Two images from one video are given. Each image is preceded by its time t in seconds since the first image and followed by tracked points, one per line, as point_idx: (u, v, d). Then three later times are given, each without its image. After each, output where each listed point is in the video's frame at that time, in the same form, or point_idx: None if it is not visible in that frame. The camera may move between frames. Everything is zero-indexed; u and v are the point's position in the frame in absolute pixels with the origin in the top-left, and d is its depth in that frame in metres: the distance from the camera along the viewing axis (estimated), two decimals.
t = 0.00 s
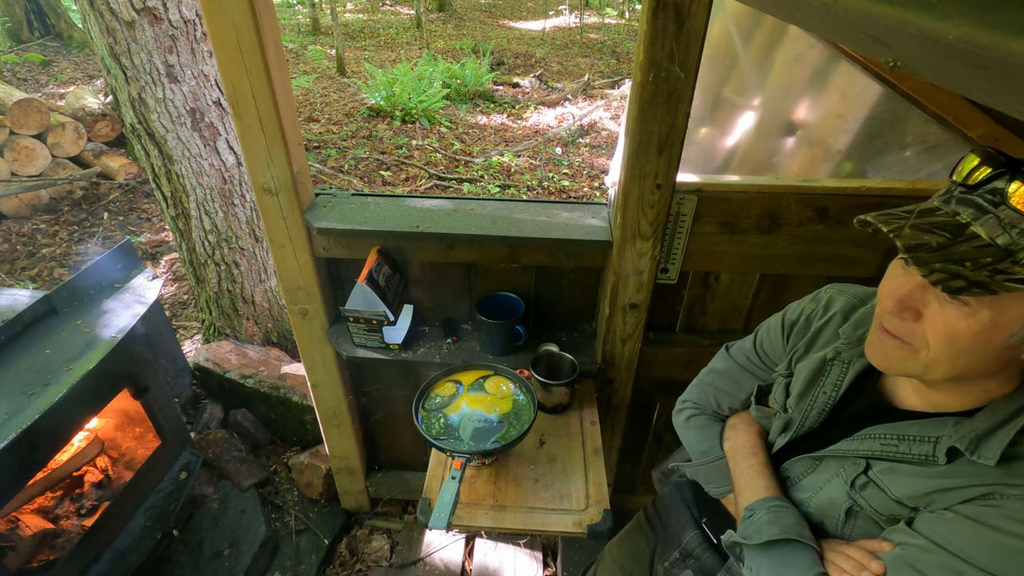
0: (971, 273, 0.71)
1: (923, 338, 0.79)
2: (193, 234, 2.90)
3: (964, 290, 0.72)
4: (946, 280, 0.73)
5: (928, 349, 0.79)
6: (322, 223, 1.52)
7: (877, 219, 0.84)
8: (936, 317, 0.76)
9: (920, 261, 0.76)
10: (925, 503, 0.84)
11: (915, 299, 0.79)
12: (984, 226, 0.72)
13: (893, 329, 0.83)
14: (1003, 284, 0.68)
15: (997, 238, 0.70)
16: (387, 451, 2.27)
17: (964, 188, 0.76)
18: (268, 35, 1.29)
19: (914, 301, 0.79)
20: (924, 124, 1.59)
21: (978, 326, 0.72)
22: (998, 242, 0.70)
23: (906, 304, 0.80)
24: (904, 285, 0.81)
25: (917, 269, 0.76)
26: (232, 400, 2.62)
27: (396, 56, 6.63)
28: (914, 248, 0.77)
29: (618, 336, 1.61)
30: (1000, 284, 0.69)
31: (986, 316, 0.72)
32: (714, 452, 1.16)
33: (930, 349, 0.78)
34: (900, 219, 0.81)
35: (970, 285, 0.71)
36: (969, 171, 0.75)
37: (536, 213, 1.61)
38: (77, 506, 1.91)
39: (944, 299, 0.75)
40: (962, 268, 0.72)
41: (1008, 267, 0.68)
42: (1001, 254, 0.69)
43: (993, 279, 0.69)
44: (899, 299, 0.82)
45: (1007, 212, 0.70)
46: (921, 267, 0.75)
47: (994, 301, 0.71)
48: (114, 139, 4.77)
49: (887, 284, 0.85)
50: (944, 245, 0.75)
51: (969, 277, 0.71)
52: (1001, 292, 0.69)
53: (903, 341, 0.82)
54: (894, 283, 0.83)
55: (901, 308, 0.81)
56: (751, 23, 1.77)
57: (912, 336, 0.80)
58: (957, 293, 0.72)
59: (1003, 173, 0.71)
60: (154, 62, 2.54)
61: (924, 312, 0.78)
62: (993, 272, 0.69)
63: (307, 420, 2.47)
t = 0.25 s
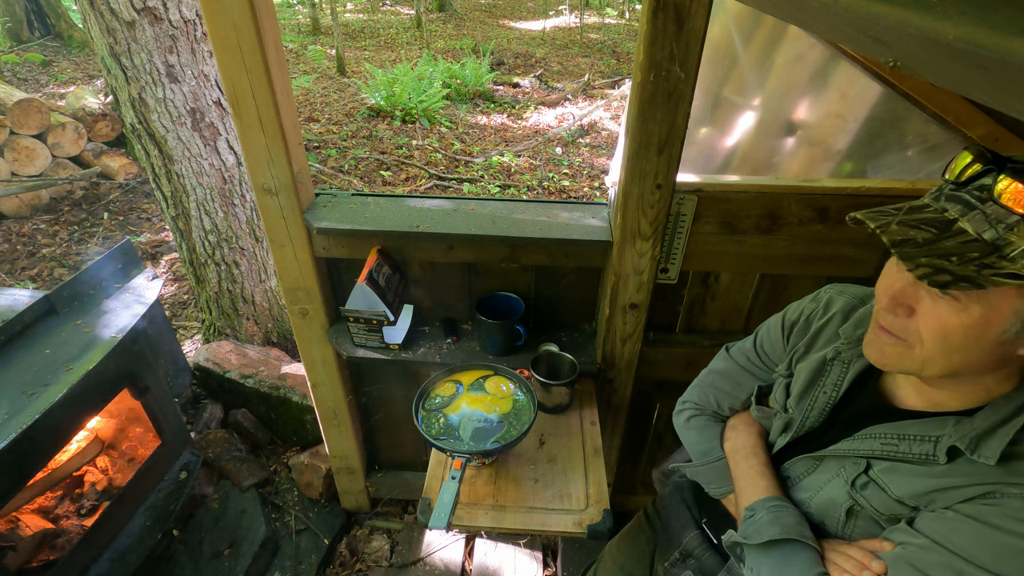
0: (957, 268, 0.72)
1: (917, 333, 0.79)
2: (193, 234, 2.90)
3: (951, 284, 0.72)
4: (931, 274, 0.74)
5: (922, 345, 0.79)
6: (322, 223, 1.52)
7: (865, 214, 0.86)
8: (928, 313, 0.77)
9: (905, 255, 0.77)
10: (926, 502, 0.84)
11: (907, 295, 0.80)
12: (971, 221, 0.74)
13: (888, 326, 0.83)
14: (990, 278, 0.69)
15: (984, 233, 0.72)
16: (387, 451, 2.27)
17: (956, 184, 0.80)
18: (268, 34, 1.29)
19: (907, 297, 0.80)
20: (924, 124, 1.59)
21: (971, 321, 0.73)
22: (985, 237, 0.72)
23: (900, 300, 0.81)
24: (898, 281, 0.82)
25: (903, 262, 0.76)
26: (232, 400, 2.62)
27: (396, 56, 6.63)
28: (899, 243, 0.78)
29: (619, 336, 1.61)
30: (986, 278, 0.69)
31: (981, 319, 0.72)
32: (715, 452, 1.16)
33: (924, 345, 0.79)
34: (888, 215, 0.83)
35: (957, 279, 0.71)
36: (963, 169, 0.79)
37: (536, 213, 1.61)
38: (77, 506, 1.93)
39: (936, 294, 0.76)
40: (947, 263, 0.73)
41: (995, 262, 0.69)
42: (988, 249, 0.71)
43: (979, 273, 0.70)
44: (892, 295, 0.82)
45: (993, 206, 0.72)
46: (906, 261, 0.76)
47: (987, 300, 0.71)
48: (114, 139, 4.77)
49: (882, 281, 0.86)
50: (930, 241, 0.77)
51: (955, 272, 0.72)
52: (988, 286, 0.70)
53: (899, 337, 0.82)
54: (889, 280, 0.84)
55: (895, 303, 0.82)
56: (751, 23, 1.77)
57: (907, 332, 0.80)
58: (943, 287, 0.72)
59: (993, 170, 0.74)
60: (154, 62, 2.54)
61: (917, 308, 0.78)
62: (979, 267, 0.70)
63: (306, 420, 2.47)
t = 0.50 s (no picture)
0: (928, 264, 0.75)
1: (903, 330, 0.81)
2: (193, 234, 2.90)
3: (921, 280, 0.75)
4: (902, 271, 0.77)
5: (909, 342, 0.81)
6: (322, 223, 1.52)
7: (845, 214, 0.91)
8: (911, 310, 0.79)
9: (877, 254, 0.82)
10: (925, 502, 0.84)
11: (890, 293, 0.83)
12: (945, 220, 0.77)
13: (877, 323, 0.86)
14: (960, 275, 0.72)
15: (956, 231, 0.75)
16: (387, 451, 2.27)
17: (936, 183, 0.82)
18: (268, 34, 1.29)
19: (892, 294, 0.82)
20: (923, 124, 1.59)
21: (951, 318, 0.75)
22: (957, 235, 0.75)
23: (885, 297, 0.84)
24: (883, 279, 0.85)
25: (875, 261, 0.81)
26: (232, 400, 2.62)
27: (396, 56, 6.63)
28: (871, 241, 0.84)
29: (619, 336, 1.61)
30: (958, 275, 0.72)
31: (979, 319, 0.72)
32: (716, 451, 1.16)
33: (911, 340, 0.80)
34: (865, 215, 0.88)
35: (927, 275, 0.75)
36: (946, 167, 0.80)
37: (536, 213, 1.61)
38: (77, 506, 1.93)
39: (918, 292, 0.78)
40: (918, 260, 0.77)
41: (966, 260, 0.73)
42: (959, 247, 0.75)
43: (950, 270, 0.73)
44: (878, 292, 0.85)
45: (966, 206, 0.75)
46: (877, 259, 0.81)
47: (983, 299, 0.72)
48: (114, 139, 4.77)
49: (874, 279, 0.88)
50: (901, 238, 0.81)
51: (925, 269, 0.75)
52: (960, 282, 0.72)
53: (888, 334, 0.85)
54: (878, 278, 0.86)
55: (880, 300, 0.85)
56: (751, 23, 1.77)
57: (894, 329, 0.83)
58: (914, 283, 0.76)
59: (970, 168, 0.76)
60: (154, 62, 2.54)
61: (901, 305, 0.81)
62: (951, 264, 0.74)
63: (307, 420, 2.47)
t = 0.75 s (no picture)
0: (918, 264, 0.76)
1: (898, 329, 0.82)
2: (193, 234, 2.90)
3: (912, 279, 0.75)
4: (892, 270, 0.78)
5: (903, 340, 0.81)
6: (322, 223, 1.52)
7: (837, 215, 0.92)
8: (906, 309, 0.79)
9: (868, 252, 0.82)
10: (925, 502, 0.84)
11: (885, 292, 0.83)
12: (935, 219, 0.78)
13: (873, 323, 0.87)
14: (951, 273, 0.72)
15: (946, 230, 0.76)
16: (387, 451, 2.27)
17: (928, 183, 0.83)
18: (267, 34, 1.29)
19: (886, 293, 0.83)
20: (923, 124, 1.59)
21: (944, 316, 0.75)
22: (948, 233, 0.76)
23: (879, 296, 0.85)
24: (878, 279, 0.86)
25: (865, 259, 0.81)
26: (232, 400, 2.62)
27: (396, 56, 6.63)
28: (861, 241, 0.84)
29: (618, 336, 1.61)
30: (948, 273, 0.73)
31: (980, 319, 0.72)
32: (716, 452, 1.16)
33: (906, 339, 0.81)
34: (855, 215, 0.89)
35: (917, 274, 0.75)
36: (938, 166, 0.81)
37: (536, 214, 1.61)
38: (77, 506, 1.93)
39: (912, 292, 0.78)
40: (908, 259, 0.77)
41: (956, 258, 0.73)
42: (949, 245, 0.75)
43: (940, 268, 0.74)
44: (874, 292, 0.86)
45: (956, 205, 0.76)
46: (868, 258, 0.81)
47: (979, 297, 0.71)
48: (113, 139, 4.77)
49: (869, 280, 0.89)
50: (891, 238, 0.81)
51: (915, 267, 0.75)
52: (950, 281, 0.73)
53: (883, 333, 0.85)
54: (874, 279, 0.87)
55: (876, 299, 0.85)
56: (751, 23, 1.76)
57: (889, 328, 0.84)
58: (904, 281, 0.76)
59: (959, 168, 0.77)
60: (154, 62, 2.54)
61: (895, 303, 0.81)
62: (941, 262, 0.74)
63: (306, 420, 2.47)
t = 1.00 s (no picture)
0: (915, 265, 0.75)
1: (896, 329, 0.82)
2: (193, 234, 2.90)
3: (909, 279, 0.75)
4: (889, 270, 0.78)
5: (902, 342, 0.81)
6: (322, 223, 1.52)
7: (835, 215, 0.91)
8: (904, 310, 0.79)
9: (865, 253, 0.82)
10: (926, 502, 0.84)
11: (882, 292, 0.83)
12: (932, 220, 0.78)
13: (871, 324, 0.87)
14: (947, 274, 0.72)
15: (943, 231, 0.76)
16: (387, 451, 2.27)
17: (926, 183, 0.83)
18: (267, 34, 1.29)
19: (883, 294, 0.83)
20: (923, 124, 1.59)
21: (941, 316, 0.75)
22: (944, 234, 0.76)
23: (877, 297, 0.85)
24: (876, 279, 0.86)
25: (862, 260, 0.81)
26: (232, 400, 2.62)
27: (396, 56, 6.63)
28: (859, 241, 0.84)
29: (618, 336, 1.61)
30: (944, 274, 0.73)
31: (979, 320, 0.72)
32: (716, 451, 1.16)
33: (902, 340, 0.81)
34: (854, 215, 0.89)
35: (914, 275, 0.75)
36: (936, 166, 0.81)
37: (536, 214, 1.61)
38: (77, 506, 1.93)
39: (908, 292, 0.78)
40: (906, 260, 0.77)
41: (954, 259, 0.73)
42: (946, 246, 0.75)
43: (937, 269, 0.73)
44: (872, 292, 0.86)
45: (954, 206, 0.76)
46: (865, 260, 0.81)
47: (978, 297, 0.71)
48: (113, 139, 4.77)
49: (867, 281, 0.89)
50: (889, 238, 0.81)
51: (913, 268, 0.75)
52: (947, 282, 0.73)
53: (881, 334, 0.85)
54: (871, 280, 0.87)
55: (873, 300, 0.86)
56: (751, 23, 1.76)
57: (886, 328, 0.84)
58: (901, 282, 0.76)
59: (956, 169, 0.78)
60: (154, 62, 2.54)
61: (893, 304, 0.81)
62: (937, 263, 0.74)
63: (306, 420, 2.47)
